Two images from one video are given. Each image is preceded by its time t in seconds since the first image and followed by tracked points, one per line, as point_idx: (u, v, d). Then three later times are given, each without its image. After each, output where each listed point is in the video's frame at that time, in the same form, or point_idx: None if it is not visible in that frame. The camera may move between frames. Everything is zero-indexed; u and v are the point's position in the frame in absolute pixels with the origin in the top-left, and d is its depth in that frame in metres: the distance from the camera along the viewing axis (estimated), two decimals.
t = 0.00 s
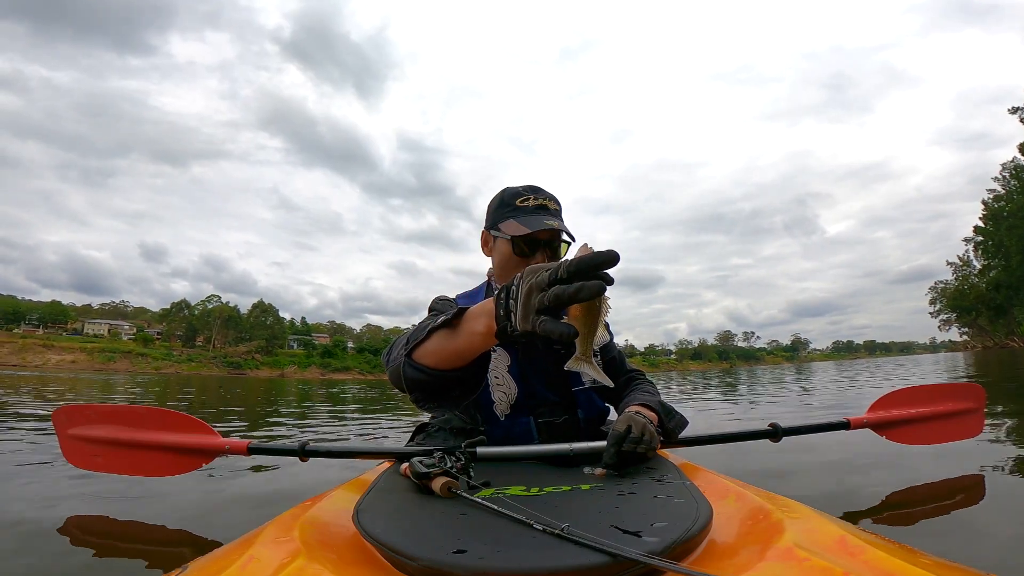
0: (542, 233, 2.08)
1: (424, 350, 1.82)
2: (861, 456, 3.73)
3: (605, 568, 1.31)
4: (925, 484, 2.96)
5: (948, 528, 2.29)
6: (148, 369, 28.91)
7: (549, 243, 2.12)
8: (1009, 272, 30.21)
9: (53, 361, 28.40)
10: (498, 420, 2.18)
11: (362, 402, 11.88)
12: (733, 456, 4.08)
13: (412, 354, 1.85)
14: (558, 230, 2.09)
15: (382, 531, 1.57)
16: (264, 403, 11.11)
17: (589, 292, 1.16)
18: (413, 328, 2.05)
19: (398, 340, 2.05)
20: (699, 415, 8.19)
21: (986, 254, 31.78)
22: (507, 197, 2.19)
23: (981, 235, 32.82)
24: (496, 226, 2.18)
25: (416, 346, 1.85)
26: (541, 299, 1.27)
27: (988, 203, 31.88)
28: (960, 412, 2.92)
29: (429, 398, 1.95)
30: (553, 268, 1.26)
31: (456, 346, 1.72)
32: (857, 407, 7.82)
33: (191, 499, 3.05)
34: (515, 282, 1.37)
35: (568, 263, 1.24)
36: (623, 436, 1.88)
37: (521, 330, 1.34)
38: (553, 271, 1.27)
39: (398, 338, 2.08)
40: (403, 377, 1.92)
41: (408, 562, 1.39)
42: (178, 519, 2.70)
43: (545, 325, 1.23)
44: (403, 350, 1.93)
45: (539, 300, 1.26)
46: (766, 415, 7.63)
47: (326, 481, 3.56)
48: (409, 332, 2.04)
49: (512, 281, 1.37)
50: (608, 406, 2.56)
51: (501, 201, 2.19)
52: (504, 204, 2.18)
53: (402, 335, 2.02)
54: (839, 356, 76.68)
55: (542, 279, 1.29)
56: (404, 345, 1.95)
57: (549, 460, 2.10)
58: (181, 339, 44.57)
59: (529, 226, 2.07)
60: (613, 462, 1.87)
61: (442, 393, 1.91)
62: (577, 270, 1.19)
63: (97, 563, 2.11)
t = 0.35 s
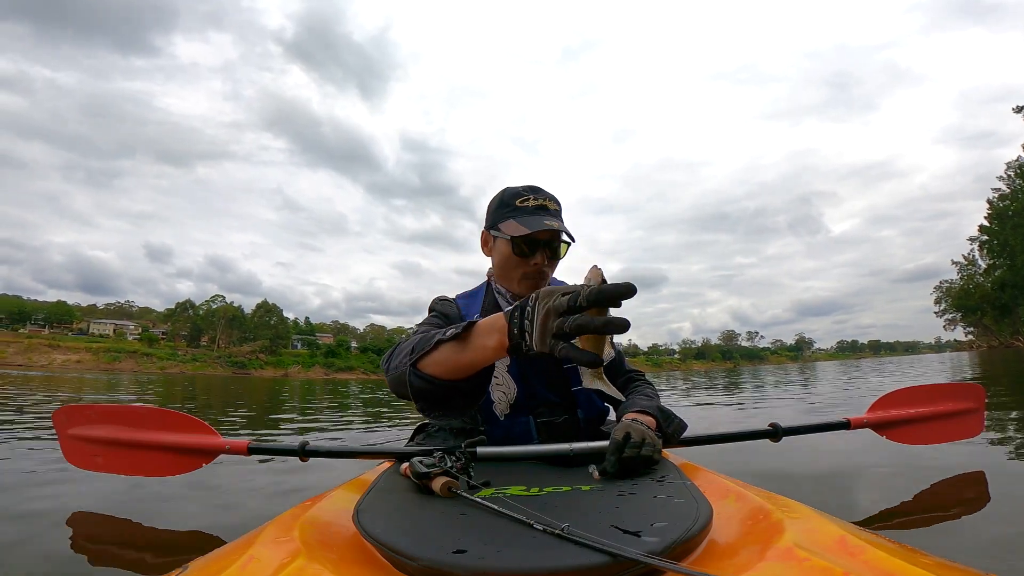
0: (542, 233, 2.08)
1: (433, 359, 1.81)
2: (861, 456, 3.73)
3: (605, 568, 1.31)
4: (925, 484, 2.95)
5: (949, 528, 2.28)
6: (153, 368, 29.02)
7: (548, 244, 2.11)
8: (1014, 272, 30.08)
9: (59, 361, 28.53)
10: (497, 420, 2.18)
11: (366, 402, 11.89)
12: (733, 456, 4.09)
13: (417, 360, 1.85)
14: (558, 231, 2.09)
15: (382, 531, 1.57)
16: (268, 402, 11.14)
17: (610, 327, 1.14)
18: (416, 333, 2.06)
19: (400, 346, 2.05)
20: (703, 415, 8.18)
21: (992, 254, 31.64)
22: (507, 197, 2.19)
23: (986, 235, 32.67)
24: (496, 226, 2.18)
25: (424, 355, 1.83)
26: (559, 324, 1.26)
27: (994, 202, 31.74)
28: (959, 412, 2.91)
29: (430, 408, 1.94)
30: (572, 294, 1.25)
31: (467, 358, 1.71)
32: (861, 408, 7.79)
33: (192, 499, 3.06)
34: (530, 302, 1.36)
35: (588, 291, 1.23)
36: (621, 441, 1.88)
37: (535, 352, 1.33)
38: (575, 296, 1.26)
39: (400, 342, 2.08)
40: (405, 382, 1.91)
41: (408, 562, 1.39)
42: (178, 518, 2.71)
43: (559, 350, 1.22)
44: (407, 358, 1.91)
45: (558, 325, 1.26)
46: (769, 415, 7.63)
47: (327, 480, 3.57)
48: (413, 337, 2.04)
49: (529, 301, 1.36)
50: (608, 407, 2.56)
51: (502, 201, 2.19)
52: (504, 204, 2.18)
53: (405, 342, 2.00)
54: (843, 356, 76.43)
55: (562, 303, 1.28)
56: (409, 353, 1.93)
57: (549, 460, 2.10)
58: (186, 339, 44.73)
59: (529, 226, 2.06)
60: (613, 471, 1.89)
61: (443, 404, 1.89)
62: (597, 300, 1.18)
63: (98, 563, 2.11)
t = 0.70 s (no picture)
0: (542, 230, 2.08)
1: (438, 400, 1.82)
2: (862, 455, 3.72)
3: (605, 568, 1.31)
4: (925, 484, 2.94)
5: (951, 528, 2.27)
6: (158, 367, 29.15)
7: (549, 243, 2.11)
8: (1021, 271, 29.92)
9: (66, 361, 28.67)
10: (496, 421, 2.18)
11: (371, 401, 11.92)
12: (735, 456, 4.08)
13: (421, 401, 1.86)
14: (558, 229, 2.09)
15: (382, 531, 1.57)
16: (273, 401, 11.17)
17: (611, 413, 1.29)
18: (410, 362, 2.03)
19: (395, 375, 2.02)
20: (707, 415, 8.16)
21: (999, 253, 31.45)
22: (507, 197, 2.19)
23: (993, 234, 32.48)
24: (497, 226, 2.18)
25: (428, 396, 1.83)
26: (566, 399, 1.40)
27: (1001, 201, 31.56)
28: (959, 412, 2.90)
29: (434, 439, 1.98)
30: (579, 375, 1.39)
31: (472, 403, 1.75)
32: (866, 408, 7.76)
33: (193, 499, 3.07)
34: (538, 370, 1.49)
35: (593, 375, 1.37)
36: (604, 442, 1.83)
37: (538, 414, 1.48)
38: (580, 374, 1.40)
39: (395, 370, 2.04)
40: (409, 417, 1.93)
41: (408, 562, 1.39)
42: (179, 518, 2.72)
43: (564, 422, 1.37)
44: (409, 397, 1.91)
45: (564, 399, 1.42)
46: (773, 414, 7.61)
47: (329, 480, 3.58)
48: (408, 367, 2.01)
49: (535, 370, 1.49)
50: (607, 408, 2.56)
51: (501, 201, 2.19)
52: (504, 204, 2.19)
53: (403, 374, 1.97)
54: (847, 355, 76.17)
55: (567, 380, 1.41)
56: (409, 390, 1.92)
57: (549, 460, 2.10)
58: (190, 339, 44.89)
59: (531, 223, 2.07)
60: (598, 467, 1.87)
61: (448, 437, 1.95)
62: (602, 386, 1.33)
63: (99, 562, 2.13)
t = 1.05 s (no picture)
0: (549, 220, 2.12)
1: (428, 419, 1.85)
2: (864, 455, 3.71)
3: (605, 568, 1.31)
4: (926, 484, 2.93)
5: (950, 528, 2.27)
6: (162, 367, 29.19)
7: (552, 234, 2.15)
8: None
9: (69, 361, 28.68)
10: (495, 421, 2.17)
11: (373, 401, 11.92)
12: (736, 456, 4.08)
13: (414, 420, 1.88)
14: (561, 219, 2.14)
15: (382, 531, 1.58)
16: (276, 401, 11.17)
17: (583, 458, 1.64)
18: (401, 378, 2.03)
19: (387, 391, 2.02)
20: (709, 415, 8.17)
21: (1003, 253, 31.34)
22: (505, 195, 2.21)
23: (997, 234, 32.36)
24: (500, 223, 2.18)
25: (418, 416, 1.85)
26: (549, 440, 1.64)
27: (1005, 201, 31.47)
28: (958, 412, 2.89)
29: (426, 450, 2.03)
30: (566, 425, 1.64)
31: (460, 424, 1.81)
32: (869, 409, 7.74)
33: (194, 499, 3.08)
34: (523, 408, 1.64)
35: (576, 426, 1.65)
36: (636, 432, 1.94)
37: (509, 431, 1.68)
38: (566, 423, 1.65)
39: (387, 386, 2.04)
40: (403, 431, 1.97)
41: (408, 562, 1.39)
42: (180, 517, 2.73)
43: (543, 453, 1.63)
44: (401, 415, 1.92)
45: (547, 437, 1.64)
46: (775, 415, 7.60)
47: (330, 480, 3.58)
48: (400, 383, 2.01)
49: (522, 407, 1.64)
50: (608, 408, 2.56)
51: (500, 199, 2.20)
52: (504, 201, 2.20)
53: (395, 391, 1.98)
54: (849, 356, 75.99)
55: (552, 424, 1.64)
56: (401, 409, 1.93)
57: (548, 460, 2.10)
58: (193, 339, 44.94)
59: (538, 214, 2.10)
60: (620, 455, 1.91)
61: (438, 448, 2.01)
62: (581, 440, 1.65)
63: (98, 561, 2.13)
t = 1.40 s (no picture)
0: (542, 232, 2.10)
1: (427, 426, 1.86)
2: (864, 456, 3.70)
3: (604, 568, 1.31)
4: (926, 485, 2.92)
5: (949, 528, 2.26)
6: (166, 365, 29.28)
7: (546, 246, 2.14)
8: None
9: (74, 358, 28.79)
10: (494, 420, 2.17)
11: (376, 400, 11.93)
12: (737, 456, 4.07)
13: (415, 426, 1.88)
14: (556, 231, 2.11)
15: (382, 531, 1.58)
16: (278, 400, 11.19)
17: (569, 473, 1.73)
18: (403, 379, 2.03)
19: (388, 392, 2.02)
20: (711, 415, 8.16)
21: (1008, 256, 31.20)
22: (507, 198, 2.20)
23: (1002, 237, 32.23)
24: (496, 226, 2.19)
25: (418, 423, 1.85)
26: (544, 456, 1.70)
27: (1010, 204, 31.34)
28: (959, 412, 2.88)
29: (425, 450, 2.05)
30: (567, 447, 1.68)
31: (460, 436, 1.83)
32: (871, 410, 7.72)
33: (195, 497, 3.09)
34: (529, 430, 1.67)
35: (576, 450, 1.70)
36: (643, 429, 1.96)
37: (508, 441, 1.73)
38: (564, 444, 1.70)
39: (389, 386, 2.04)
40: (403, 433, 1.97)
41: (408, 562, 1.39)
42: (180, 516, 2.74)
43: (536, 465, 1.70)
44: (402, 419, 1.92)
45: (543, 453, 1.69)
46: (777, 416, 7.58)
47: (330, 479, 3.59)
48: (402, 384, 2.01)
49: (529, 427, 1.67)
50: (607, 408, 2.55)
51: (502, 202, 2.20)
52: (505, 205, 2.19)
53: (396, 393, 1.98)
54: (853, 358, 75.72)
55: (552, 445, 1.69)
56: (402, 412, 1.93)
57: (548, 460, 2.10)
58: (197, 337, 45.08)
59: (530, 226, 2.09)
60: (627, 451, 1.91)
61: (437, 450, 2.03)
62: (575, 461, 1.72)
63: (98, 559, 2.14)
